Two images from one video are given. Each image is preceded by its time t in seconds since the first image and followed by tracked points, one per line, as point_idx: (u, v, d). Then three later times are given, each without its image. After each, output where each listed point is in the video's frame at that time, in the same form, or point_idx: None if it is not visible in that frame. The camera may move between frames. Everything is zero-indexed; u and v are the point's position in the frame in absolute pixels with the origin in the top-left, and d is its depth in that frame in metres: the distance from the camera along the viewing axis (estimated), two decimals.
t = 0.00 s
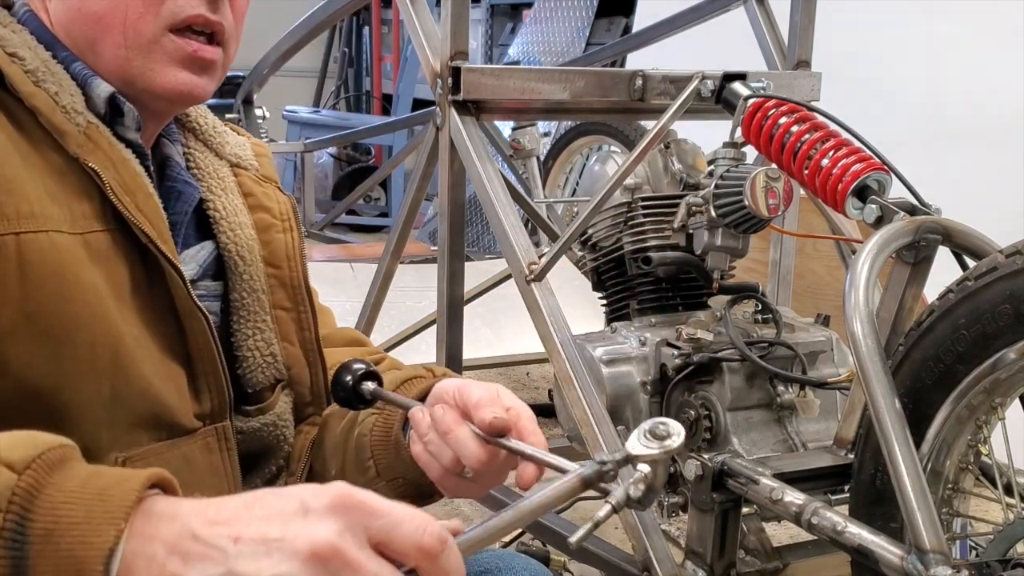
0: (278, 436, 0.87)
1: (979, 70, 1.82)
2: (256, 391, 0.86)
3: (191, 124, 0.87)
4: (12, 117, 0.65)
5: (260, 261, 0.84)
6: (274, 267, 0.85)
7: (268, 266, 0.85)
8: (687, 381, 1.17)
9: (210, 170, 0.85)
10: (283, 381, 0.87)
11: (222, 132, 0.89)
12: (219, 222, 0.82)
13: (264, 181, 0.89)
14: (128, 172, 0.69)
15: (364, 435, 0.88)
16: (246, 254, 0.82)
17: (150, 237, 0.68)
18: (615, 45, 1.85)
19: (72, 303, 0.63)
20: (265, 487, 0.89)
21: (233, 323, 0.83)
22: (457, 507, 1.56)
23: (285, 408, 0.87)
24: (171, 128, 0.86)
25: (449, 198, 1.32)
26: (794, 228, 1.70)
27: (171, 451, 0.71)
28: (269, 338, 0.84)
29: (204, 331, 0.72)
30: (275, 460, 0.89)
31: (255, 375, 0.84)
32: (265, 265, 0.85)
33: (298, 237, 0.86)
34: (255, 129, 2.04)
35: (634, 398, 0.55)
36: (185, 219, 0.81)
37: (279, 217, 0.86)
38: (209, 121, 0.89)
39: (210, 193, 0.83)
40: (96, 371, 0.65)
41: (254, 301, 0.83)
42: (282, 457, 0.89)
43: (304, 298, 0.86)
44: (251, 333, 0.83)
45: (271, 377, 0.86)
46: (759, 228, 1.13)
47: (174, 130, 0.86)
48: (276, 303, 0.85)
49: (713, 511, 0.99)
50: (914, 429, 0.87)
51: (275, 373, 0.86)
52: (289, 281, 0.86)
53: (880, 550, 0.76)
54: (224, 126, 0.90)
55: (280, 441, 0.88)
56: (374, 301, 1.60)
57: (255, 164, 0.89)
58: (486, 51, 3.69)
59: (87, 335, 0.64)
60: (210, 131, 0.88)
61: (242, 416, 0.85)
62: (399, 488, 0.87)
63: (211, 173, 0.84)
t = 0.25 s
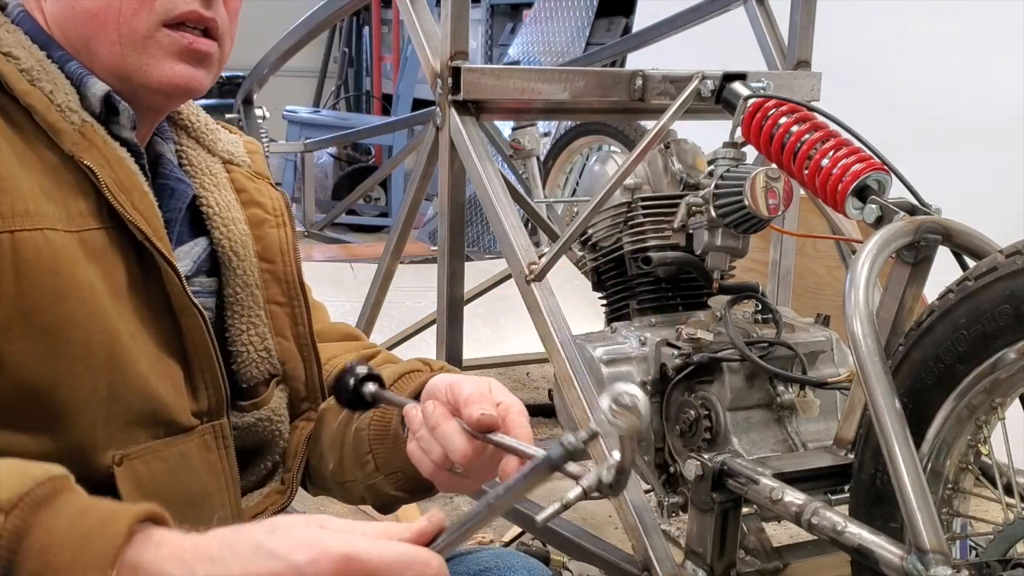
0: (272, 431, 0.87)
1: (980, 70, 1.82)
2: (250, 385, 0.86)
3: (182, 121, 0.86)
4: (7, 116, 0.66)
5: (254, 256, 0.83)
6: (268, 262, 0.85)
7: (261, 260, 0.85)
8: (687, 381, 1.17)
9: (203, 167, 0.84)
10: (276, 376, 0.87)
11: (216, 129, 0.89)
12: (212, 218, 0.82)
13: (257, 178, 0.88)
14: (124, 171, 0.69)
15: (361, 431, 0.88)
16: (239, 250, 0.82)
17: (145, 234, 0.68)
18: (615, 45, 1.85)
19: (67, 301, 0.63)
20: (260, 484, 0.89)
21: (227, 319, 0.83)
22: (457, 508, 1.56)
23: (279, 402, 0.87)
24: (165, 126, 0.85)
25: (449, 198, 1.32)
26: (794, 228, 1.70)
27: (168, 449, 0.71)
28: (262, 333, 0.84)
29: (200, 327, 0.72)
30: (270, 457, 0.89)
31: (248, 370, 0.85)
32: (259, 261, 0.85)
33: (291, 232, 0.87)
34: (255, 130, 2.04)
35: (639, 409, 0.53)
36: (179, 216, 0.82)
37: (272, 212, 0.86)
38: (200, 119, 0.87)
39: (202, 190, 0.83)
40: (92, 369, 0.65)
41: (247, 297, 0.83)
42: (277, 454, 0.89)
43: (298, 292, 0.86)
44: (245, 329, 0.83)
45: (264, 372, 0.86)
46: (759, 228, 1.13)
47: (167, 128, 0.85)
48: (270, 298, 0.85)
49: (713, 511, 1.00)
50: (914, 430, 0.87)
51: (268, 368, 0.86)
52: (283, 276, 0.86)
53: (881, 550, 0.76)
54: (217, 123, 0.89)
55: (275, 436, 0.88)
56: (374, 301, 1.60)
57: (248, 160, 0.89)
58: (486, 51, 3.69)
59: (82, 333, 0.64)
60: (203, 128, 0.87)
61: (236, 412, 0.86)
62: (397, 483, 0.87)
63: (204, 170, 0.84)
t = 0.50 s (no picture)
0: (266, 431, 0.87)
1: (980, 70, 1.82)
2: (244, 385, 0.86)
3: (180, 121, 0.86)
4: (7, 117, 0.66)
5: (248, 255, 0.83)
6: (262, 261, 0.85)
7: (255, 260, 0.85)
8: (687, 381, 1.17)
9: (200, 166, 0.84)
10: (269, 376, 0.87)
11: (213, 129, 0.89)
12: (208, 217, 0.82)
13: (254, 178, 0.88)
14: (124, 171, 0.69)
15: (346, 419, 0.87)
16: (234, 248, 0.82)
17: (145, 234, 0.68)
18: (615, 45, 1.85)
19: (68, 301, 0.63)
20: (257, 485, 0.89)
21: (220, 318, 0.83)
22: (458, 508, 1.56)
23: (272, 402, 0.87)
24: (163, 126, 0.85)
25: (450, 198, 1.32)
26: (794, 228, 1.70)
27: (168, 449, 0.71)
28: (255, 332, 0.84)
29: (199, 327, 0.72)
30: (266, 457, 0.89)
31: (241, 369, 0.84)
32: (253, 259, 0.84)
33: (286, 231, 0.86)
34: (255, 129, 2.04)
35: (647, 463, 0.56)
36: (176, 216, 0.81)
37: (268, 211, 0.86)
38: (198, 119, 0.88)
39: (200, 189, 0.83)
40: (92, 368, 0.65)
41: (241, 295, 0.83)
42: (273, 454, 0.89)
43: (292, 292, 0.86)
44: (238, 327, 0.83)
45: (258, 372, 0.86)
46: (759, 228, 1.13)
47: (166, 129, 0.85)
48: (264, 296, 0.85)
49: (713, 511, 1.00)
50: (914, 429, 0.87)
51: (261, 368, 0.86)
52: (277, 275, 0.86)
53: (880, 550, 0.76)
54: (214, 123, 0.89)
55: (269, 436, 0.88)
56: (375, 301, 1.60)
57: (245, 161, 0.89)
58: (486, 51, 3.69)
59: (82, 333, 0.64)
60: (202, 127, 0.87)
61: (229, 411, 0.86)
62: (383, 469, 0.86)
63: (201, 169, 0.84)
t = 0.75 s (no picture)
0: (260, 431, 0.87)
1: (980, 70, 1.82)
2: (238, 385, 0.86)
3: (180, 120, 0.86)
4: (6, 118, 0.66)
5: (245, 254, 0.83)
6: (259, 261, 0.85)
7: (253, 260, 0.85)
8: (687, 381, 1.17)
9: (199, 166, 0.84)
10: (264, 376, 0.87)
11: (213, 129, 0.89)
12: (207, 217, 0.82)
13: (253, 178, 0.88)
14: (123, 173, 0.69)
15: (340, 412, 0.86)
16: (231, 248, 0.82)
17: (143, 235, 0.68)
18: (616, 45, 1.85)
19: (66, 303, 0.63)
20: (255, 485, 0.90)
21: (215, 318, 0.83)
22: (458, 508, 1.56)
23: (267, 403, 0.87)
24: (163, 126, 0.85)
25: (449, 198, 1.32)
26: (794, 228, 1.70)
27: (167, 450, 0.71)
28: (249, 332, 0.84)
29: (198, 328, 0.72)
30: (262, 457, 0.89)
31: (236, 369, 0.84)
32: (249, 259, 0.84)
33: (284, 231, 0.86)
34: (255, 129, 2.04)
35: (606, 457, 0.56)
36: (175, 216, 0.81)
37: (266, 211, 0.86)
38: (199, 119, 0.88)
39: (199, 188, 0.83)
40: (90, 369, 0.65)
41: (236, 295, 0.83)
42: (268, 454, 0.90)
43: (287, 292, 0.86)
44: (232, 328, 0.83)
45: (252, 372, 0.86)
46: (759, 228, 1.13)
47: (167, 129, 0.85)
48: (260, 296, 0.85)
49: (713, 511, 1.00)
50: (914, 429, 0.87)
51: (256, 368, 0.86)
52: (275, 276, 0.85)
53: (880, 550, 0.76)
54: (214, 123, 0.89)
55: (263, 436, 0.88)
56: (375, 301, 1.60)
57: (246, 161, 0.89)
58: (486, 51, 3.69)
59: (80, 335, 0.64)
60: (202, 127, 0.87)
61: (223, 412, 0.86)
62: (378, 462, 0.85)
63: (201, 169, 0.84)
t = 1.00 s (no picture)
0: (261, 431, 0.87)
1: (980, 71, 1.82)
2: (239, 385, 0.85)
3: (179, 121, 0.86)
4: (4, 119, 0.66)
5: (245, 255, 0.83)
6: (259, 261, 0.85)
7: (252, 260, 0.85)
8: (687, 381, 1.17)
9: (199, 166, 0.84)
10: (265, 376, 0.87)
11: (213, 130, 0.89)
12: (206, 218, 0.81)
13: (253, 178, 0.88)
14: (122, 173, 0.69)
15: (345, 413, 0.86)
16: (231, 249, 0.82)
17: (142, 235, 0.68)
18: (616, 45, 1.85)
19: (63, 304, 0.63)
20: (254, 485, 0.89)
21: (216, 319, 0.83)
22: (457, 508, 1.56)
23: (268, 403, 0.87)
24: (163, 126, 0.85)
25: (449, 198, 1.32)
26: (794, 228, 1.70)
27: (167, 450, 0.71)
28: (250, 332, 0.84)
29: (197, 328, 0.72)
30: (263, 457, 0.89)
31: (237, 370, 0.84)
32: (249, 259, 0.84)
33: (285, 231, 0.87)
34: (255, 129, 2.04)
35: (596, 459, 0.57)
36: (175, 217, 0.81)
37: (266, 211, 0.86)
38: (198, 119, 0.88)
39: (198, 189, 0.83)
40: (88, 370, 0.65)
41: (237, 296, 0.83)
42: (269, 454, 0.89)
43: (289, 292, 0.86)
44: (233, 328, 0.83)
45: (253, 372, 0.85)
46: (759, 228, 1.13)
47: (167, 129, 0.85)
48: (260, 296, 0.85)
49: (713, 512, 0.99)
50: (914, 429, 0.87)
51: (257, 368, 0.86)
52: (275, 276, 0.85)
53: (880, 550, 0.76)
54: (214, 123, 0.89)
55: (264, 437, 0.88)
56: (375, 301, 1.60)
57: (245, 161, 0.89)
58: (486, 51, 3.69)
59: (78, 336, 0.64)
60: (202, 127, 0.87)
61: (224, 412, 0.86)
62: (382, 462, 0.85)
63: (200, 169, 0.84)
